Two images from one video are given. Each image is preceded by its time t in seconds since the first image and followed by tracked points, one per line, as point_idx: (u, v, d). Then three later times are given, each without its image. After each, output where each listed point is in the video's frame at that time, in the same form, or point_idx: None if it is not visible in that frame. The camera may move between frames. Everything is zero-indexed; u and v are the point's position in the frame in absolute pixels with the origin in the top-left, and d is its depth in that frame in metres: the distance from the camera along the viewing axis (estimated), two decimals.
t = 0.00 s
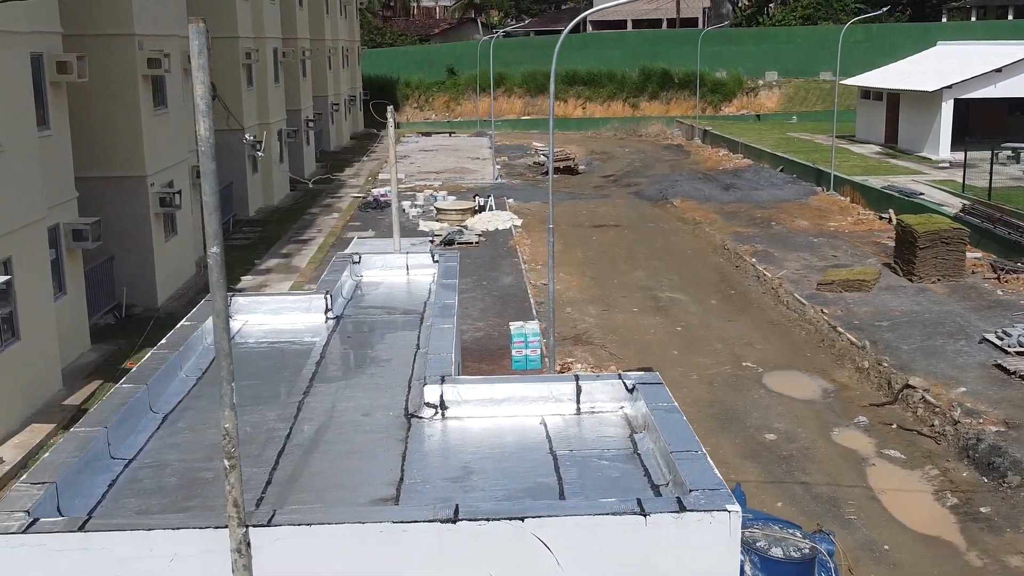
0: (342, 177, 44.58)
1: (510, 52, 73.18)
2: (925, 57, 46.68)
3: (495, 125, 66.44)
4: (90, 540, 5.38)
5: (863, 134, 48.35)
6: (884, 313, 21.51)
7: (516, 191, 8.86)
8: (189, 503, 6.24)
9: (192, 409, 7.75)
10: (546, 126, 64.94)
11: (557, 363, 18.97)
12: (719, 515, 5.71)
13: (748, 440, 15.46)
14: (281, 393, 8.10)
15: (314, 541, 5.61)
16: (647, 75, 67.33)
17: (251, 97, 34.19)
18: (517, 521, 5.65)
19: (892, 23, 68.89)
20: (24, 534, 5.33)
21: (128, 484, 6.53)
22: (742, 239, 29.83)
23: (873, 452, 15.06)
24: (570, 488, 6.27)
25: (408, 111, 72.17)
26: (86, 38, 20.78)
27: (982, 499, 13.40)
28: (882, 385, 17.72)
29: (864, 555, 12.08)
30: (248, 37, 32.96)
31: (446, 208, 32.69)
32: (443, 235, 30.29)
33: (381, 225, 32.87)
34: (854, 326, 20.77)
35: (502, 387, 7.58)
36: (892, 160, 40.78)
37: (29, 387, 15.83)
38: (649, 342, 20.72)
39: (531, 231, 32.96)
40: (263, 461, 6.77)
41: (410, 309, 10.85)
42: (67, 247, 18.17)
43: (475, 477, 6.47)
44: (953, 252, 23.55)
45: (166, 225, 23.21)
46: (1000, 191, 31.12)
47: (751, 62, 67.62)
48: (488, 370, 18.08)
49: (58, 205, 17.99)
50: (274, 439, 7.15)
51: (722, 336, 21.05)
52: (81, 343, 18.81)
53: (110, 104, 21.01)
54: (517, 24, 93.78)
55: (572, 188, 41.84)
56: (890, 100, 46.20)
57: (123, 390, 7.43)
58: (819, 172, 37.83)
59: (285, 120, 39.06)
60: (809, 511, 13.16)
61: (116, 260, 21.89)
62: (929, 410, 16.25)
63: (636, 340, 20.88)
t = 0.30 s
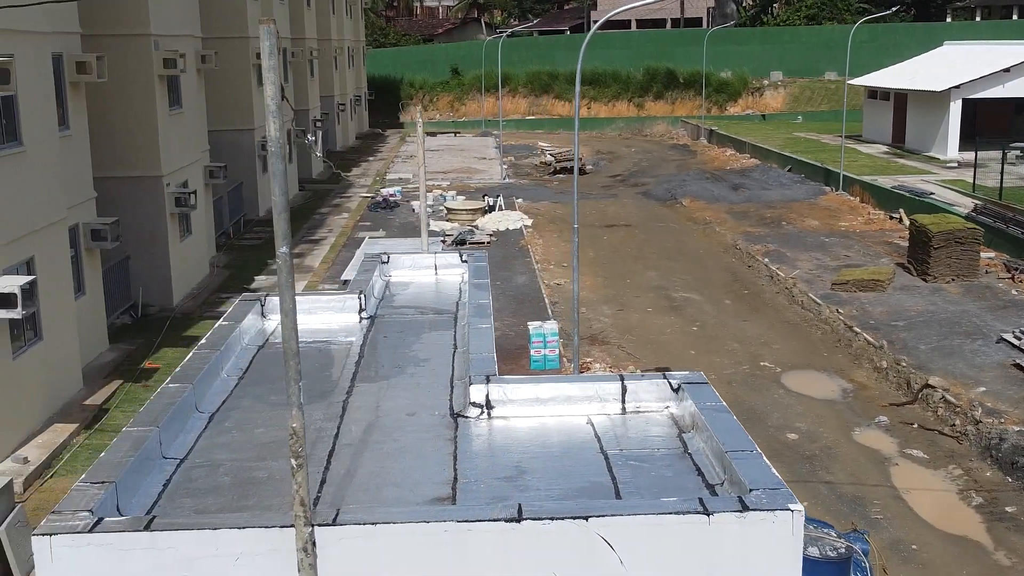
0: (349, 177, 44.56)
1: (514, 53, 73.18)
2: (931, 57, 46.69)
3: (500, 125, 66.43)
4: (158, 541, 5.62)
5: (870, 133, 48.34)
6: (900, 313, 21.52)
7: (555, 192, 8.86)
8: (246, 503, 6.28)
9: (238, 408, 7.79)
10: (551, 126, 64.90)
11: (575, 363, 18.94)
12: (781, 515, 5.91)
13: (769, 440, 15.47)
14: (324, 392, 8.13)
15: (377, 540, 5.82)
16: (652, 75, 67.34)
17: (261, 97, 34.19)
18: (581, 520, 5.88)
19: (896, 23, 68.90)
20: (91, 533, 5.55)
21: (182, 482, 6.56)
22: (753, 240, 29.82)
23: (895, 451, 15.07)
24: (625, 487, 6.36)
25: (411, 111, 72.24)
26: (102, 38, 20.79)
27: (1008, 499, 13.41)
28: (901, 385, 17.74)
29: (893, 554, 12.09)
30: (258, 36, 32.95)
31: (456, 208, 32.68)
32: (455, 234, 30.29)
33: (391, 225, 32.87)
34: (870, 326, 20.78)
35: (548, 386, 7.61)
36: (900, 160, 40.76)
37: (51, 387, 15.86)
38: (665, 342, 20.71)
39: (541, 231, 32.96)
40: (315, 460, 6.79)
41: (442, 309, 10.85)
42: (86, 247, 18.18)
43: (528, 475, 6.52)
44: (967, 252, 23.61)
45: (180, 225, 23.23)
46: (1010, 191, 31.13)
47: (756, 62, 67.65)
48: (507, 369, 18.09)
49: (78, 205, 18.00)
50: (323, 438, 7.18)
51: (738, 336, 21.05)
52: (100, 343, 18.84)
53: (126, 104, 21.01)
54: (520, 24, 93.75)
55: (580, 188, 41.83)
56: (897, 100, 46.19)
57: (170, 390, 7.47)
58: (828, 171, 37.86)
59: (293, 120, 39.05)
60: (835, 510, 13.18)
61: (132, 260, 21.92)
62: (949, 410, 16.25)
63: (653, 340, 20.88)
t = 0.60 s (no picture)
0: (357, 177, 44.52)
1: (519, 52, 73.04)
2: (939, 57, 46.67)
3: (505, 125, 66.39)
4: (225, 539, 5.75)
5: (878, 133, 48.33)
6: (917, 313, 21.52)
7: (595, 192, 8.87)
8: (306, 500, 6.31)
9: (286, 407, 7.84)
10: (556, 126, 64.85)
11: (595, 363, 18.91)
12: (849, 513, 6.14)
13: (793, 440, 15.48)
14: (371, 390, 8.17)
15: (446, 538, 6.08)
16: (657, 75, 67.24)
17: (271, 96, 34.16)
18: (650, 518, 6.14)
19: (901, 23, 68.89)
20: (162, 532, 5.70)
21: (239, 481, 6.61)
22: (765, 239, 29.79)
23: (920, 451, 15.09)
24: (685, 486, 6.54)
25: (416, 112, 72.21)
26: (120, 38, 20.79)
27: None
28: (921, 385, 17.74)
29: (925, 554, 12.09)
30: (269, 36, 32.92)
31: (467, 208, 32.67)
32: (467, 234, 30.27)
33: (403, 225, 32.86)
34: (888, 325, 20.77)
35: (596, 385, 7.73)
36: (910, 159, 40.75)
37: (75, 387, 15.85)
38: (683, 342, 20.70)
39: (552, 231, 32.94)
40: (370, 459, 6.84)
41: (476, 308, 10.85)
42: (106, 247, 18.19)
43: (586, 475, 6.67)
44: (983, 252, 23.61)
45: (196, 226, 23.28)
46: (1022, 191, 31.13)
47: (761, 62, 67.54)
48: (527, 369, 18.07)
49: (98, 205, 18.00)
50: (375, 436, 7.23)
51: (756, 336, 21.04)
52: (120, 343, 18.84)
53: (143, 104, 21.00)
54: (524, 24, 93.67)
55: (589, 188, 41.82)
56: (905, 100, 46.17)
57: (220, 388, 7.53)
58: (837, 171, 37.87)
59: (302, 119, 39.02)
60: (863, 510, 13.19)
61: (149, 260, 21.95)
62: (972, 409, 16.25)
63: (671, 340, 20.87)
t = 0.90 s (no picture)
0: (365, 177, 44.50)
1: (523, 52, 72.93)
2: (947, 57, 46.66)
3: (511, 126, 66.41)
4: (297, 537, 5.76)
5: (885, 133, 48.32)
6: (935, 313, 21.52)
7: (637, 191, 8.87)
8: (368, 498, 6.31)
9: (335, 405, 7.84)
10: (562, 126, 64.82)
11: (615, 362, 18.89)
12: (919, 510, 6.29)
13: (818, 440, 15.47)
14: (418, 389, 8.18)
15: (520, 536, 6.20)
16: (662, 75, 67.19)
17: (282, 96, 34.16)
18: (721, 518, 6.27)
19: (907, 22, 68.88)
20: (233, 531, 5.76)
21: (297, 479, 6.60)
22: (778, 239, 29.75)
23: (945, 450, 15.09)
24: (747, 486, 6.71)
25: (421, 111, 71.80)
26: (138, 38, 20.79)
27: None
28: (943, 384, 17.73)
29: (957, 553, 12.08)
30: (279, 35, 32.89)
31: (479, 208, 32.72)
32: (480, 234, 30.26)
33: (414, 225, 32.85)
34: (906, 325, 20.76)
35: (646, 385, 7.90)
36: (919, 159, 40.73)
37: (98, 387, 15.81)
38: (702, 341, 20.69)
39: (564, 230, 32.92)
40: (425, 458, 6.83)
41: (512, 308, 10.83)
42: (126, 247, 18.17)
43: (647, 474, 6.82)
44: (999, 251, 23.58)
45: (212, 225, 23.28)
46: None
47: (766, 61, 67.72)
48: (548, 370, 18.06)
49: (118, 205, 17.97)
50: (428, 434, 7.22)
51: (774, 335, 21.03)
52: (139, 343, 18.83)
53: (160, 103, 20.98)
54: (527, 24, 93.70)
55: (598, 188, 41.80)
56: (914, 100, 46.16)
57: (271, 387, 7.54)
58: (847, 171, 37.87)
59: (312, 119, 38.97)
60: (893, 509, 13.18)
61: (165, 259, 21.93)
62: (995, 408, 16.24)
63: (689, 339, 20.85)
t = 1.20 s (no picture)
0: (374, 177, 44.46)
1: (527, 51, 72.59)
2: (956, 57, 46.65)
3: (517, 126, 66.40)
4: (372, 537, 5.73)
5: (894, 133, 48.30)
6: (954, 312, 21.51)
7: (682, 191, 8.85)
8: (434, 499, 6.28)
9: (386, 405, 7.83)
10: (568, 126, 64.77)
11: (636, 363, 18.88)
12: (992, 510, 6.49)
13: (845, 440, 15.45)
14: (468, 389, 8.16)
15: (596, 536, 6.45)
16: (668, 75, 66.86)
17: (293, 95, 34.13)
18: (795, 518, 6.50)
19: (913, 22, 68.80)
20: (307, 530, 5.82)
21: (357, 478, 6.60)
22: (792, 239, 29.70)
23: (972, 450, 15.08)
24: (810, 485, 7.01)
25: (426, 111, 72.38)
26: (158, 38, 20.80)
27: None
28: (966, 384, 17.74)
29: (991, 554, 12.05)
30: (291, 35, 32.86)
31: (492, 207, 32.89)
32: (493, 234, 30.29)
33: (426, 225, 32.83)
34: (926, 325, 20.76)
35: (699, 385, 8.24)
36: (929, 159, 40.71)
37: (122, 387, 15.77)
38: (721, 341, 20.68)
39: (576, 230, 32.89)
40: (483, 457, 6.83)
41: (549, 307, 10.85)
42: (147, 246, 18.16)
43: (710, 475, 7.09)
44: (1016, 251, 23.58)
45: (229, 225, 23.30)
46: None
47: (773, 62, 67.28)
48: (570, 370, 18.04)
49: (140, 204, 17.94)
50: (483, 434, 7.23)
51: (793, 335, 21.03)
52: (160, 342, 18.82)
53: (179, 103, 20.97)
54: (531, 24, 93.63)
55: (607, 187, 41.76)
56: (922, 100, 46.13)
57: (325, 388, 7.56)
58: (858, 171, 37.85)
59: (321, 118, 38.94)
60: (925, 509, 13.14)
61: (183, 259, 21.92)
62: (1020, 408, 16.24)
63: (708, 339, 20.84)
